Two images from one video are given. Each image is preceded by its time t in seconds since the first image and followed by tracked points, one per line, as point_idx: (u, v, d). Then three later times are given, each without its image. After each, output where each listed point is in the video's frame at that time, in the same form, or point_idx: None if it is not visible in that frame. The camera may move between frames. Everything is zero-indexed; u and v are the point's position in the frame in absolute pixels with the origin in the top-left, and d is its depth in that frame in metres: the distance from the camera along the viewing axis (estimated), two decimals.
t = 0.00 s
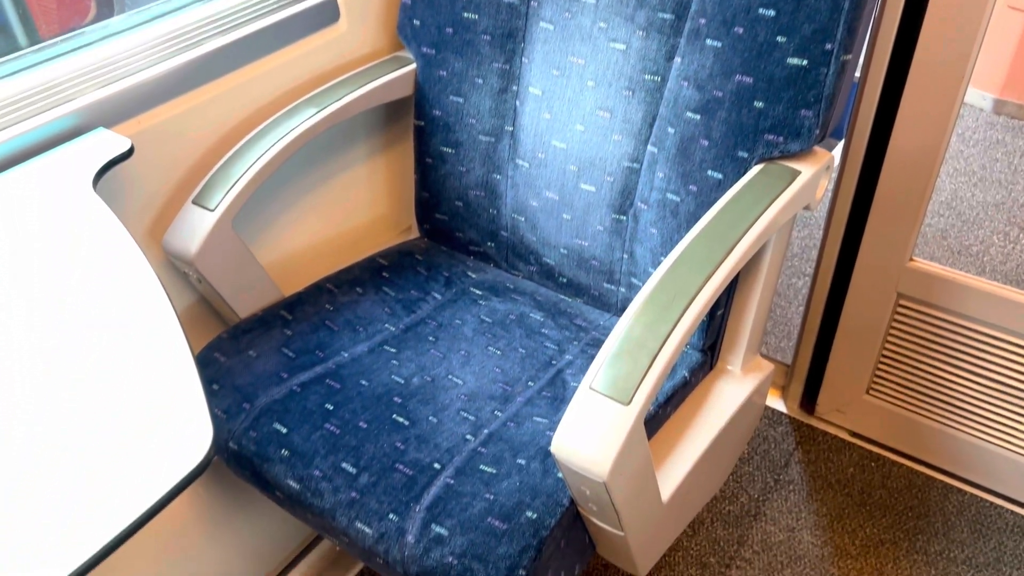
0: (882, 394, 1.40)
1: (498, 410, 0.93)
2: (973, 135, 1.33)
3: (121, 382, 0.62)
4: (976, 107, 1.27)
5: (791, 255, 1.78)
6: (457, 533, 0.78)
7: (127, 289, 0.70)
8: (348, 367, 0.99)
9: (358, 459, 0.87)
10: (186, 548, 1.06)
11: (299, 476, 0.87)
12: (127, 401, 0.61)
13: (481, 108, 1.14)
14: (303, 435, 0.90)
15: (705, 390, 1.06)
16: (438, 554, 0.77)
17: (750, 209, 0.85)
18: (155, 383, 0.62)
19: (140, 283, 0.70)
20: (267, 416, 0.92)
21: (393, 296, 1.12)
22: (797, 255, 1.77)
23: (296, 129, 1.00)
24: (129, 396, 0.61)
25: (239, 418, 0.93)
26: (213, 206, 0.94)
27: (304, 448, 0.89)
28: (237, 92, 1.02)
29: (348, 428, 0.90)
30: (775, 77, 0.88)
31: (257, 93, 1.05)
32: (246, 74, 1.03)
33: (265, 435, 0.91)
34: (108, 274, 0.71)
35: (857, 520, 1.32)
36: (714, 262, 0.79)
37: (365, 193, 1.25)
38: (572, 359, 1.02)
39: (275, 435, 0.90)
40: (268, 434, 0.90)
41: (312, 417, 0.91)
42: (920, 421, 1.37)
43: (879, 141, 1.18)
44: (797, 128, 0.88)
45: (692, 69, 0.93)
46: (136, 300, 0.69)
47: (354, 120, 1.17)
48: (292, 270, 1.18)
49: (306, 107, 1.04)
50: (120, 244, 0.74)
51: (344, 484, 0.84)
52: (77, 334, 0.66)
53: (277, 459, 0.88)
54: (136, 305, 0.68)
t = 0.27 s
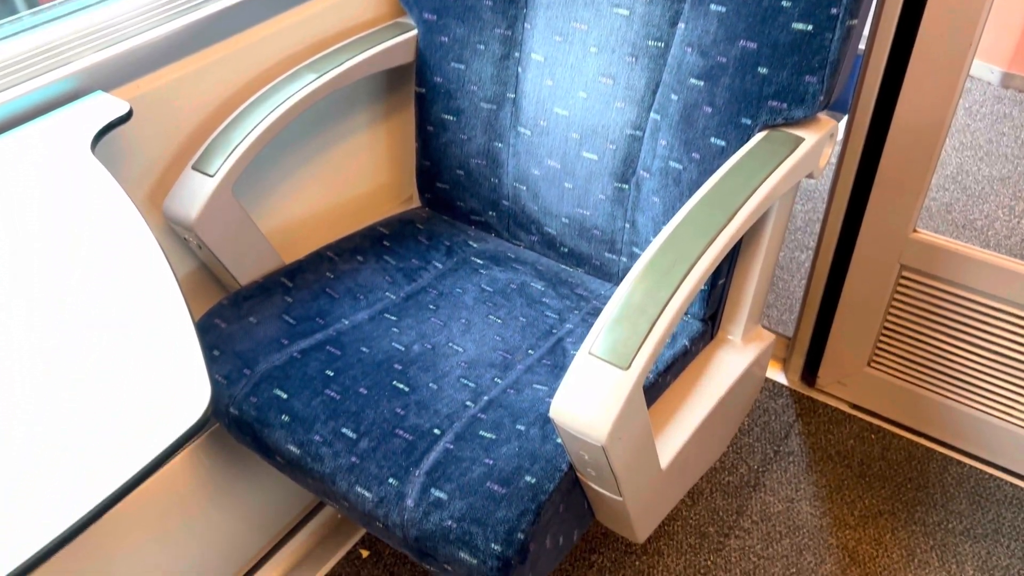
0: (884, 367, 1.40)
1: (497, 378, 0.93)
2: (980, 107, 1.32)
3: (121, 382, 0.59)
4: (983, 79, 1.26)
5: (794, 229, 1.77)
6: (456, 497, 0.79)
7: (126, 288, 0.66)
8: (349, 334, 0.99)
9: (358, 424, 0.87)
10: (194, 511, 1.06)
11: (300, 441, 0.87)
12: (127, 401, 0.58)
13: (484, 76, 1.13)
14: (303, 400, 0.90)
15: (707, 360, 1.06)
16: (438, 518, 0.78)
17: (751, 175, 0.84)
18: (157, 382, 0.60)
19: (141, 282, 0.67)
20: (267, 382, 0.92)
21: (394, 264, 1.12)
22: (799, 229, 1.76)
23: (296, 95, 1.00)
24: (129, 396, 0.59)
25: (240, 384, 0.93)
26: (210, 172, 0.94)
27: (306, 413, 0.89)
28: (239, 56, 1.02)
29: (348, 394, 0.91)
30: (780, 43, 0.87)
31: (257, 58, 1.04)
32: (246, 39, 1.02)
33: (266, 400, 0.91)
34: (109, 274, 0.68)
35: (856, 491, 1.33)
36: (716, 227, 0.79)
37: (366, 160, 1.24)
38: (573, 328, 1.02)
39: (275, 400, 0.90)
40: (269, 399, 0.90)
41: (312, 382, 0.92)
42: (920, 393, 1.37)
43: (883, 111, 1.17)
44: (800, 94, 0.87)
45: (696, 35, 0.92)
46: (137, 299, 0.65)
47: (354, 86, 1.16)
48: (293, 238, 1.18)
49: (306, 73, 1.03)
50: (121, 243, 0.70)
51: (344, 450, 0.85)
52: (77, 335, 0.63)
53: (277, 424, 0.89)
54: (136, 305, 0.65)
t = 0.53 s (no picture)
0: (884, 341, 1.40)
1: (496, 348, 0.93)
2: (988, 82, 1.30)
3: (121, 383, 0.58)
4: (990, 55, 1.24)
5: (795, 203, 1.76)
6: (455, 465, 0.79)
7: (127, 289, 0.64)
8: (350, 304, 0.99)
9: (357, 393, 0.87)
10: (200, 475, 1.07)
11: (300, 410, 0.87)
12: (128, 400, 0.56)
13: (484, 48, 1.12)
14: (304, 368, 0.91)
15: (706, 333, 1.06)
16: (437, 485, 0.78)
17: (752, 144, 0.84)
18: (159, 383, 0.58)
19: (142, 282, 0.65)
20: (266, 351, 0.92)
21: (394, 235, 1.12)
22: (801, 203, 1.74)
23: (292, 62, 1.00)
24: (130, 396, 0.57)
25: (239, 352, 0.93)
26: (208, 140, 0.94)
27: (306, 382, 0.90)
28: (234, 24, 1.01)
29: (349, 362, 0.91)
30: (783, 10, 0.86)
31: (256, 26, 1.03)
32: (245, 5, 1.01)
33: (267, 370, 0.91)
34: (109, 274, 0.65)
35: (855, 465, 1.33)
36: (719, 194, 0.79)
37: (367, 129, 1.24)
38: (573, 299, 1.02)
39: (274, 369, 0.91)
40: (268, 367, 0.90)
41: (312, 351, 0.92)
42: (920, 365, 1.38)
43: (888, 83, 1.16)
44: (803, 63, 0.87)
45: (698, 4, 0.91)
46: (138, 298, 0.63)
47: (354, 54, 1.15)
48: (294, 207, 1.18)
49: (305, 42, 1.03)
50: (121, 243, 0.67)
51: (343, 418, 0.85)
52: (77, 336, 0.61)
53: (277, 393, 0.89)
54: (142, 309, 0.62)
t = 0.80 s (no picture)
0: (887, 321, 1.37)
1: (496, 323, 0.93)
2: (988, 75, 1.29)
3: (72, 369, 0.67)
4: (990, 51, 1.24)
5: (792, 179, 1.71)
6: (454, 439, 0.79)
7: (96, 338, 0.69)
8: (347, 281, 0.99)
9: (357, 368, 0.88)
10: (204, 451, 1.08)
11: (300, 384, 0.87)
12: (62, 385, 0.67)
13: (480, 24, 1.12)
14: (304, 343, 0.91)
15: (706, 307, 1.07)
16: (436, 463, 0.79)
17: (744, 122, 0.85)
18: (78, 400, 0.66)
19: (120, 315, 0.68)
20: (266, 326, 0.92)
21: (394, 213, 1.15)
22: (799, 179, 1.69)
23: (269, 56, 1.01)
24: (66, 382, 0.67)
25: (239, 326, 0.91)
26: (184, 141, 0.96)
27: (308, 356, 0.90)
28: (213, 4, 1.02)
29: (351, 336, 0.92)
30: None
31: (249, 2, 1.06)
32: None
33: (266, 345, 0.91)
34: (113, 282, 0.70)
35: (851, 449, 1.36)
36: (714, 174, 0.83)
37: (373, 113, 1.20)
38: (572, 275, 1.02)
39: (275, 344, 0.91)
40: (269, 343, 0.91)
41: (312, 326, 0.93)
42: (929, 353, 1.32)
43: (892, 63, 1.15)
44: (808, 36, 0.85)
45: None
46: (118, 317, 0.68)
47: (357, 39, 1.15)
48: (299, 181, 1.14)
49: (305, 16, 1.07)
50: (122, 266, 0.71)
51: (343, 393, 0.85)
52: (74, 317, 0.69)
53: (277, 368, 0.89)
54: (111, 359, 0.68)
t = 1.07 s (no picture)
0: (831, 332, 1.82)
1: (498, 310, 1.33)
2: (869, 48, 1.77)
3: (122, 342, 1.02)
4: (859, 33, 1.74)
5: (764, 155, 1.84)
6: (451, 423, 1.31)
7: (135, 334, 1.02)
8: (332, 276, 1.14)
9: (357, 351, 1.23)
10: (188, 443, 1.10)
11: (302, 367, 1.18)
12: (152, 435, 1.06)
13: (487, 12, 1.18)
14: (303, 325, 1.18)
15: (710, 292, 1.54)
16: (423, 450, 1.29)
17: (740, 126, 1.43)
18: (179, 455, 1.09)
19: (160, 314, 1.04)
20: (266, 310, 1.13)
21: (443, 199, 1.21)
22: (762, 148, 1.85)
23: (251, 57, 1.04)
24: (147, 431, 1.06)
25: (240, 310, 1.10)
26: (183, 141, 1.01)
27: (305, 336, 1.19)
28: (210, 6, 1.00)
29: (352, 319, 1.20)
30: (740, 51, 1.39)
31: None
32: None
33: (268, 326, 1.14)
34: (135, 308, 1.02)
35: (714, 435, 1.69)
36: (672, 214, 1.39)
37: (374, 117, 1.11)
38: (571, 261, 1.30)
39: (277, 327, 1.15)
40: (270, 327, 1.15)
41: (314, 311, 1.18)
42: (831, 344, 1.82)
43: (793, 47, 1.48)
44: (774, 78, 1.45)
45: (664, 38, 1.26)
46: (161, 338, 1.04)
47: (359, 42, 1.10)
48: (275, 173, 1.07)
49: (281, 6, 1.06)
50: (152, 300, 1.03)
51: (343, 379, 1.23)
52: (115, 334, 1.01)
53: (278, 350, 1.16)
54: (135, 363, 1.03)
